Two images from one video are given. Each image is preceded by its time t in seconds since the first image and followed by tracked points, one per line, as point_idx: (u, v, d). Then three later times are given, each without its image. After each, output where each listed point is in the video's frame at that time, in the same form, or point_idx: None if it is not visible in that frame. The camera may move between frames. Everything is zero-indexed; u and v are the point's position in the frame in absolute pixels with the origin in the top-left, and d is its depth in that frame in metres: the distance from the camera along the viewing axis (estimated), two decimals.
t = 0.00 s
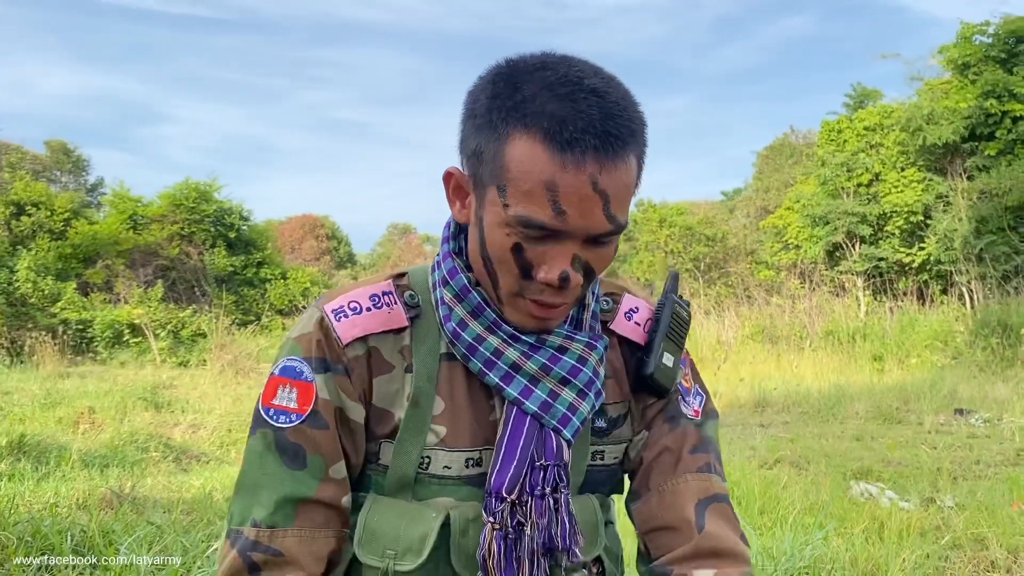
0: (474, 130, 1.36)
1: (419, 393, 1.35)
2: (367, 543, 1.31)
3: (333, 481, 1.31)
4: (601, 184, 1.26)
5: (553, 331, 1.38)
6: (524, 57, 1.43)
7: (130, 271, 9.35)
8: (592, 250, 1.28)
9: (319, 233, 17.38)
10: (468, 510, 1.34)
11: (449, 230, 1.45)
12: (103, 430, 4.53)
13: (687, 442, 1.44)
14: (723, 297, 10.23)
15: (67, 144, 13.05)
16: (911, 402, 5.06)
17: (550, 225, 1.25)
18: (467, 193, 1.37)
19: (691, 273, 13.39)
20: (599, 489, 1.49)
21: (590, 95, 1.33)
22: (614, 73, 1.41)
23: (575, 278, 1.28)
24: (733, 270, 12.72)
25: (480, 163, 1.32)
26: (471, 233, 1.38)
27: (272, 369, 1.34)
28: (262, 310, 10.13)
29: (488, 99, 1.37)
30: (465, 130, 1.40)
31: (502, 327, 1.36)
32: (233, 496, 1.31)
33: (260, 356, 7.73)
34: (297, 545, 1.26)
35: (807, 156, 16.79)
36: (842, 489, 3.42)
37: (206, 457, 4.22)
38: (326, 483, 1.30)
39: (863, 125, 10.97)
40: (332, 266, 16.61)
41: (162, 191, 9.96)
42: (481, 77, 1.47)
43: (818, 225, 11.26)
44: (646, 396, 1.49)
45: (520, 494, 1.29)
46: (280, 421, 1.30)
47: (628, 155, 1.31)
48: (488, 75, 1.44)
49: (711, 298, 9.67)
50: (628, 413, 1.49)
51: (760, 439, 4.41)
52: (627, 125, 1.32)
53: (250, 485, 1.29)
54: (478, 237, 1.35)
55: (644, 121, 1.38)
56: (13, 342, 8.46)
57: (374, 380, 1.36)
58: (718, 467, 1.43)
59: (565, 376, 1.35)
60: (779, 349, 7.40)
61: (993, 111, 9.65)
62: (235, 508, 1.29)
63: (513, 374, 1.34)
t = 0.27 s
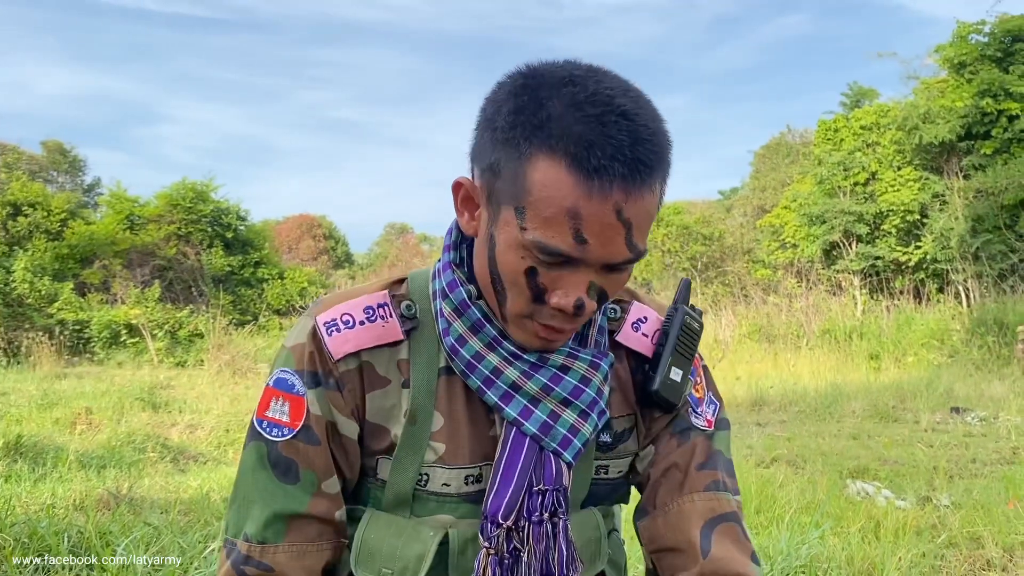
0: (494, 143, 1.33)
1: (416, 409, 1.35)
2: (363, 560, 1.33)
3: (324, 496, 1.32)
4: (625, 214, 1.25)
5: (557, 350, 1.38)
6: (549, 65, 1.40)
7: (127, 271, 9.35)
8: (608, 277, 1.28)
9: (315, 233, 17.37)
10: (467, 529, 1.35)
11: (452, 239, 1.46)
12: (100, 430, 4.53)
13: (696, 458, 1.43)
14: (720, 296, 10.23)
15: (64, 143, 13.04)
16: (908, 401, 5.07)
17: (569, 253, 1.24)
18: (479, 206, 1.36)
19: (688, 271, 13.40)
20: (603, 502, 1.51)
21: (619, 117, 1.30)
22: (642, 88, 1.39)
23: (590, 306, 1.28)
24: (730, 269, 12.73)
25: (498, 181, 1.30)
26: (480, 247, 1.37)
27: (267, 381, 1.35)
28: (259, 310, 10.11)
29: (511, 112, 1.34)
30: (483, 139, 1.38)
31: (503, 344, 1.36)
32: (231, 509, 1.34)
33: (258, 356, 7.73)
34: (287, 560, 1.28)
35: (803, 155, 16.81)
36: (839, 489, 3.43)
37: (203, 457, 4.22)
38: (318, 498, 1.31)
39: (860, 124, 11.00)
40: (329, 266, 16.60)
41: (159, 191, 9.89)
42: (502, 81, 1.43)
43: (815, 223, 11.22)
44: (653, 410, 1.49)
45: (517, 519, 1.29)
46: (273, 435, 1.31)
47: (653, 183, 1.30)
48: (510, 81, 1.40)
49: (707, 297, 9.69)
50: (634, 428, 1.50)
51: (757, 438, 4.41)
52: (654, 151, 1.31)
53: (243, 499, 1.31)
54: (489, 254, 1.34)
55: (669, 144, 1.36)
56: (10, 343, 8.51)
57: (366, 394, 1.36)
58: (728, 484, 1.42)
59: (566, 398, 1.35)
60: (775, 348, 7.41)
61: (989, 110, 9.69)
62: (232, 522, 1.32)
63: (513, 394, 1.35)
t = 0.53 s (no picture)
0: (489, 149, 1.32)
1: (408, 408, 1.35)
2: (355, 560, 1.32)
3: (322, 491, 1.32)
4: (622, 223, 1.25)
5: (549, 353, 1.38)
6: (545, 69, 1.38)
7: (125, 271, 9.35)
8: (604, 286, 1.28)
9: (314, 233, 17.37)
10: (459, 529, 1.35)
11: (446, 238, 1.45)
12: (98, 431, 4.53)
13: (692, 463, 1.43)
14: (718, 296, 10.23)
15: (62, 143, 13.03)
16: (906, 400, 5.08)
17: (564, 263, 1.24)
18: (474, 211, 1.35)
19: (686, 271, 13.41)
20: (600, 503, 1.50)
21: (616, 124, 1.29)
22: (639, 93, 1.37)
23: (584, 314, 1.27)
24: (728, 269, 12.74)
25: (493, 188, 1.29)
26: (475, 253, 1.36)
27: (260, 378, 1.36)
28: (257, 310, 10.07)
29: (507, 117, 1.33)
30: (477, 144, 1.36)
31: (493, 345, 1.36)
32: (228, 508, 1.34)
33: (255, 356, 7.73)
34: (288, 557, 1.28)
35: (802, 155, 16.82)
36: (837, 488, 3.43)
37: (202, 457, 4.22)
38: (317, 494, 1.32)
39: (858, 124, 11.01)
40: (327, 265, 16.58)
41: (157, 191, 9.86)
42: (497, 82, 1.42)
43: (813, 223, 11.22)
44: (649, 413, 1.49)
45: (504, 521, 1.30)
46: (268, 431, 1.32)
47: (649, 191, 1.29)
48: (506, 85, 1.39)
49: (706, 297, 9.70)
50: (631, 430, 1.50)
51: (755, 437, 4.41)
52: (651, 159, 1.30)
53: (241, 497, 1.31)
54: (484, 260, 1.33)
55: (666, 149, 1.35)
56: (7, 343, 8.52)
57: (359, 391, 1.36)
58: (726, 490, 1.41)
59: (556, 399, 1.35)
60: (774, 348, 7.41)
61: (987, 110, 9.69)
62: (230, 520, 1.32)
63: (502, 396, 1.35)
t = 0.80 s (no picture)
0: (437, 144, 1.33)
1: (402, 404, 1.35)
2: (364, 560, 1.32)
3: (313, 501, 1.32)
4: (568, 202, 1.24)
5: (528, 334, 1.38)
6: (485, 60, 1.38)
7: (124, 272, 9.35)
8: (562, 264, 1.28)
9: (313, 233, 17.37)
10: (463, 518, 1.35)
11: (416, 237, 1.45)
12: (97, 431, 4.52)
13: (676, 431, 1.45)
14: (717, 296, 10.23)
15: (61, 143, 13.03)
16: (905, 401, 5.08)
17: (517, 246, 1.24)
18: (431, 205, 1.36)
19: (685, 271, 13.41)
20: (592, 480, 1.47)
21: (554, 107, 1.29)
22: (579, 73, 1.36)
23: (545, 294, 1.28)
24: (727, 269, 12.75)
25: (444, 180, 1.30)
26: (438, 245, 1.37)
27: (248, 393, 1.35)
28: (257, 310, 10.07)
29: (450, 111, 1.33)
30: (428, 140, 1.37)
31: (475, 335, 1.35)
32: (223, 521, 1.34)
33: (255, 357, 7.73)
34: (282, 568, 1.28)
35: (801, 155, 16.82)
36: (837, 489, 3.43)
37: (201, 458, 4.22)
38: (308, 505, 1.31)
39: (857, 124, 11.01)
40: (326, 266, 16.58)
41: (156, 191, 9.86)
42: (442, 79, 1.42)
43: (812, 223, 11.22)
44: (630, 383, 1.48)
45: (508, 502, 1.30)
46: (258, 446, 1.31)
47: (594, 168, 1.28)
48: (449, 80, 1.39)
49: (705, 297, 9.70)
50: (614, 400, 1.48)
51: (754, 437, 4.41)
52: (593, 137, 1.29)
53: (234, 511, 1.32)
54: (446, 251, 1.34)
55: (612, 126, 1.34)
56: (7, 343, 8.52)
57: (350, 394, 1.36)
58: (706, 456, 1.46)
59: (543, 378, 1.35)
60: (773, 348, 7.42)
61: (986, 110, 9.68)
62: (224, 535, 1.32)
63: (491, 382, 1.34)
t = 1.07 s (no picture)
0: (427, 131, 1.37)
1: (391, 386, 1.36)
2: (349, 535, 1.30)
3: (304, 478, 1.33)
4: (551, 178, 1.27)
5: (513, 319, 1.38)
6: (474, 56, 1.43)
7: (123, 272, 9.34)
8: (547, 242, 1.29)
9: (313, 233, 17.37)
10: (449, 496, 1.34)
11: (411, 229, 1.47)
12: (97, 431, 4.52)
13: (655, 437, 1.44)
14: (717, 296, 10.23)
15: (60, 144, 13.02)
16: (905, 401, 5.08)
17: (503, 220, 1.26)
18: (425, 190, 1.39)
19: (685, 271, 13.41)
20: (577, 475, 1.45)
21: (537, 94, 1.33)
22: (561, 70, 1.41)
23: (530, 270, 1.29)
24: (727, 269, 12.75)
25: (434, 162, 1.33)
26: (430, 230, 1.39)
27: (248, 375, 1.37)
28: (256, 311, 10.05)
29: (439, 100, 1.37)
30: (419, 129, 1.41)
31: (462, 318, 1.37)
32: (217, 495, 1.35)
33: (254, 357, 7.72)
34: (271, 541, 1.29)
35: (801, 155, 16.82)
36: (837, 489, 3.43)
37: (200, 458, 4.21)
38: (300, 481, 1.32)
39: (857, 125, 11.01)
40: (326, 266, 16.57)
41: (156, 191, 9.86)
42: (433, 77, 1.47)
43: (812, 223, 11.22)
44: (615, 385, 1.48)
45: (485, 476, 1.30)
46: (254, 424, 1.33)
47: (576, 151, 1.31)
48: (439, 75, 1.44)
49: (704, 297, 9.70)
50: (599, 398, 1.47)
51: (754, 438, 4.41)
52: (574, 123, 1.33)
53: (228, 484, 1.33)
54: (436, 233, 1.36)
55: (592, 118, 1.38)
56: (7, 344, 8.50)
57: (343, 377, 1.37)
58: (681, 465, 1.45)
59: (524, 361, 1.35)
60: (773, 348, 7.42)
61: (986, 111, 9.68)
62: (217, 508, 1.33)
63: (474, 362, 1.35)
